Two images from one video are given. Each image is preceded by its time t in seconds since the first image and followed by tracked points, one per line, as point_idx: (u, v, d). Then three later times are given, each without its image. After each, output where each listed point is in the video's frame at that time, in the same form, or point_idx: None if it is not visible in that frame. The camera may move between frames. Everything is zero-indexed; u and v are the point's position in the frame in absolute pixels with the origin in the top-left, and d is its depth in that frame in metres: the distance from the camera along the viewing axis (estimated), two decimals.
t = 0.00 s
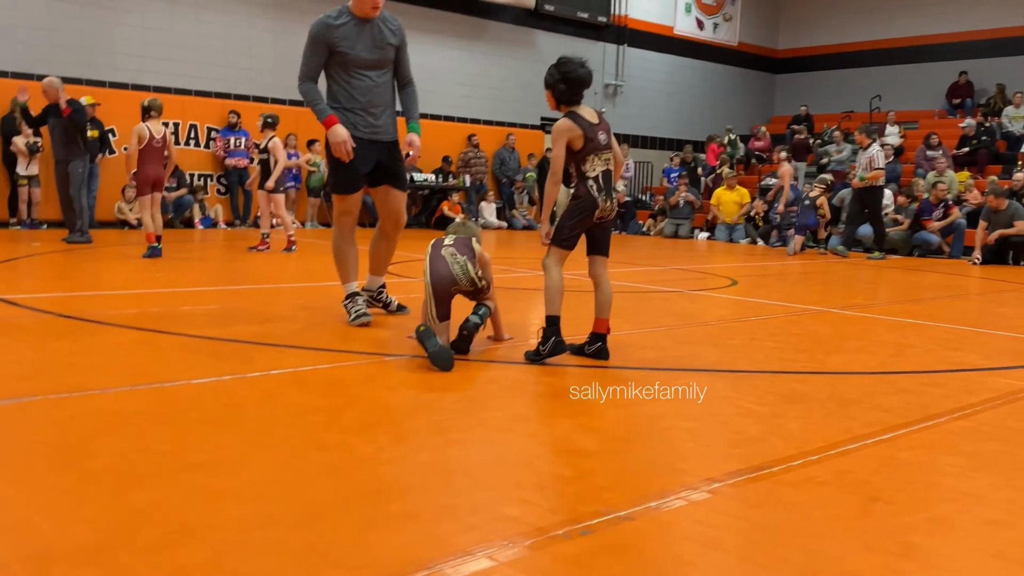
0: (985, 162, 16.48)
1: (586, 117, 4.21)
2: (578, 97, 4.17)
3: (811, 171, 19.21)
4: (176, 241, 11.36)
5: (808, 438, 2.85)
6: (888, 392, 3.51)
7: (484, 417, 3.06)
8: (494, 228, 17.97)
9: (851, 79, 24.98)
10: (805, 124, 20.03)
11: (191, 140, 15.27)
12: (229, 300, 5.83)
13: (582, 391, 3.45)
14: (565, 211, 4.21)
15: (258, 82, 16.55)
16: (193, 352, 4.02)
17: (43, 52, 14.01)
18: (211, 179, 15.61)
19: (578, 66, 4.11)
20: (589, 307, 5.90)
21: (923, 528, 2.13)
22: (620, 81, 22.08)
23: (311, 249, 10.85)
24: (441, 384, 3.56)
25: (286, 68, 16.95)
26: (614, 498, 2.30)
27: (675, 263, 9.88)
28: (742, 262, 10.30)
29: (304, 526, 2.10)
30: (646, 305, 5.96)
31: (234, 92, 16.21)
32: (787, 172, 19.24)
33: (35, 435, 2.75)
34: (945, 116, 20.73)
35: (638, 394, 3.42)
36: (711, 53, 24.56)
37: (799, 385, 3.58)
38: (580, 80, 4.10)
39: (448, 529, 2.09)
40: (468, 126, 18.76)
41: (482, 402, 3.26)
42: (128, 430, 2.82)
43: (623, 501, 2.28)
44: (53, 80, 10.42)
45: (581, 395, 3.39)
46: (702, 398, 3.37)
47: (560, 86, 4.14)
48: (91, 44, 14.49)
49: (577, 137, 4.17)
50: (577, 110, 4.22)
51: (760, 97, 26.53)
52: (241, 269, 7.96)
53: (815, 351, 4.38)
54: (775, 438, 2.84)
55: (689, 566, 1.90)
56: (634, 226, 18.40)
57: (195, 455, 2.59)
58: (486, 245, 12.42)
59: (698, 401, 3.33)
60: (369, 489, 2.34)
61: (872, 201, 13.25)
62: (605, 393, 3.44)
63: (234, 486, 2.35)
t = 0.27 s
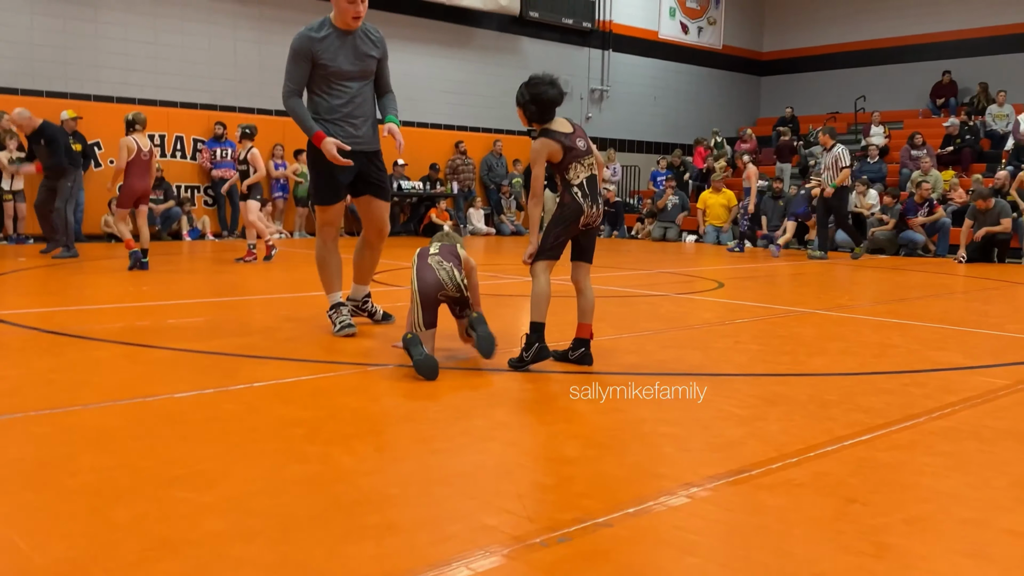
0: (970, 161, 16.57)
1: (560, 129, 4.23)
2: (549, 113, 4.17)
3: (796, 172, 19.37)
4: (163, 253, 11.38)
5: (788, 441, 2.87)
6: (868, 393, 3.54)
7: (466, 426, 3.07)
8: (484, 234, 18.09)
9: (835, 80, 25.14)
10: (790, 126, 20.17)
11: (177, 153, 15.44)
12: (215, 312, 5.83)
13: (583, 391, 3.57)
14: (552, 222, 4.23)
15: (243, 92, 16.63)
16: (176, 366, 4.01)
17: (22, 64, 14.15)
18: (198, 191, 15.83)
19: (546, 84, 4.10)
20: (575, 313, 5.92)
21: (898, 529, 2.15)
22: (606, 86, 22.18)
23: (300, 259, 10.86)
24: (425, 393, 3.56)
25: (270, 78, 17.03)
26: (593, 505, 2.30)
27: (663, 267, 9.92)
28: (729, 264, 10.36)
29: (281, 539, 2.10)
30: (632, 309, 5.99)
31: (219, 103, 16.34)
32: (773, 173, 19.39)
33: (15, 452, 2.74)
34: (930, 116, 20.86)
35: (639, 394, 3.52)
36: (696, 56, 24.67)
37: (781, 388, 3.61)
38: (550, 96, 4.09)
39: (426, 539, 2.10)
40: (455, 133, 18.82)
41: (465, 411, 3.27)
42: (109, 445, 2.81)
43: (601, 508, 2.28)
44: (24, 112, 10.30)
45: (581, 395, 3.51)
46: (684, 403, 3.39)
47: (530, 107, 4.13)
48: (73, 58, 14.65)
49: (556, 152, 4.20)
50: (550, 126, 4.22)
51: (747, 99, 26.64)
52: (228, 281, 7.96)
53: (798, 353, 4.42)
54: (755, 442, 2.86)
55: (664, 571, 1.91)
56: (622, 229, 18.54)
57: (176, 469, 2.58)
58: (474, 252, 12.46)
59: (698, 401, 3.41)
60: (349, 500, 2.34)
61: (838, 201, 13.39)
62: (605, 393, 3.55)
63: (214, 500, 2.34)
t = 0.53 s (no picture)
0: (957, 159, 16.69)
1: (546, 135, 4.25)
2: (533, 120, 4.20)
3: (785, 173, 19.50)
4: (154, 264, 11.40)
5: (770, 438, 2.90)
6: (852, 390, 3.57)
7: (449, 429, 3.09)
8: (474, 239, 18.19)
9: (822, 81, 25.29)
10: (778, 127, 20.31)
11: (166, 163, 15.53)
12: (203, 320, 5.83)
13: (583, 391, 3.62)
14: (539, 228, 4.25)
15: (231, 101, 16.66)
16: (162, 375, 4.01)
17: (12, 78, 14.18)
18: (188, 201, 15.88)
19: (529, 91, 4.12)
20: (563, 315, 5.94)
21: (875, 523, 2.17)
22: (594, 89, 22.28)
23: (291, 267, 10.88)
24: (411, 399, 3.57)
25: (259, 87, 17.05)
26: (575, 506, 2.31)
27: (652, 269, 9.98)
28: (717, 265, 10.42)
29: (263, 544, 2.11)
30: (619, 312, 6.02)
31: (208, 112, 16.36)
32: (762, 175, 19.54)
33: None
34: (917, 115, 21.01)
35: (637, 394, 3.57)
36: (683, 59, 24.77)
37: (765, 386, 3.64)
38: (534, 103, 4.12)
39: (406, 541, 2.11)
40: (444, 139, 18.89)
41: (450, 414, 3.28)
42: (93, 454, 2.81)
43: (582, 508, 2.30)
44: None
45: (582, 394, 3.55)
46: (668, 404, 3.41)
47: (515, 115, 4.16)
48: (60, 70, 14.67)
49: (543, 159, 4.22)
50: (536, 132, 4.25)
51: (735, 101, 26.77)
52: (218, 290, 7.97)
53: (783, 352, 4.45)
54: (736, 441, 2.88)
55: (642, 568, 1.93)
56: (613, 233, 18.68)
57: (160, 477, 2.58)
58: (464, 257, 12.52)
59: (698, 401, 3.44)
60: (332, 505, 2.35)
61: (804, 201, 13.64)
62: (606, 393, 3.60)
63: (197, 507, 2.34)
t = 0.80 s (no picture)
0: (949, 157, 16.73)
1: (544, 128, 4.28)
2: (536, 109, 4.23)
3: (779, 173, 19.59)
4: (150, 272, 11.42)
5: (761, 437, 2.91)
6: (844, 388, 3.59)
7: (442, 432, 3.09)
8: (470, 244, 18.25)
9: (814, 80, 25.38)
10: (772, 127, 20.37)
11: (160, 171, 15.56)
12: (197, 328, 5.83)
13: (584, 392, 3.66)
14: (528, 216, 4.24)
15: (225, 109, 16.68)
16: (156, 383, 4.01)
17: (4, 89, 14.19)
18: (182, 209, 15.91)
19: (538, 80, 4.16)
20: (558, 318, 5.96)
21: (865, 520, 2.18)
22: (587, 92, 22.34)
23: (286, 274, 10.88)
24: (406, 403, 3.58)
25: (252, 94, 17.07)
26: (566, 507, 2.33)
27: (647, 271, 10.00)
28: (711, 266, 10.45)
29: (255, 549, 2.11)
30: (613, 314, 6.04)
31: (201, 120, 16.37)
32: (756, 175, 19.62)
33: None
34: (909, 113, 21.07)
35: (637, 394, 3.59)
36: (676, 60, 24.85)
37: (758, 386, 3.66)
38: (540, 92, 4.15)
39: (397, 545, 2.11)
40: (438, 144, 18.95)
41: (443, 418, 3.29)
42: (86, 463, 2.81)
43: (574, 509, 2.30)
44: None
45: (583, 395, 3.59)
46: (661, 404, 3.42)
47: (518, 98, 4.17)
48: (53, 80, 14.68)
49: (537, 147, 4.22)
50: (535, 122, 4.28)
51: (728, 101, 26.84)
52: (214, 297, 7.97)
53: (776, 351, 4.47)
54: (728, 440, 2.90)
55: (631, 568, 1.94)
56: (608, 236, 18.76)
57: (153, 485, 2.59)
58: (459, 262, 12.56)
59: (699, 401, 3.45)
60: (324, 510, 2.35)
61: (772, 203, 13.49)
62: (606, 393, 3.64)
63: (189, 514, 2.35)
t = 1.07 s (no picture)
0: (944, 153, 16.75)
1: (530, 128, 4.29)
2: (523, 107, 4.24)
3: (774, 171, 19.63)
4: (145, 276, 11.41)
5: (756, 435, 2.91)
6: (839, 385, 3.59)
7: (437, 434, 3.09)
8: (466, 245, 18.29)
9: (809, 77, 25.41)
10: (766, 125, 20.43)
11: (155, 175, 15.57)
12: (193, 332, 5.83)
13: (584, 391, 3.67)
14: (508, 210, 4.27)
15: (220, 112, 16.68)
16: (152, 387, 4.01)
17: None
18: (178, 213, 15.92)
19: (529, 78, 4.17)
20: (554, 318, 5.96)
21: (860, 517, 2.18)
22: (582, 92, 22.37)
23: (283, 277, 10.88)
24: (401, 405, 3.58)
25: (247, 96, 17.06)
26: (560, 507, 2.32)
27: (643, 269, 10.01)
28: (707, 264, 10.46)
29: (248, 553, 2.10)
30: (609, 313, 6.04)
31: (196, 124, 16.37)
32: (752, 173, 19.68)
33: None
34: (903, 109, 21.10)
35: (638, 394, 3.59)
36: (671, 59, 24.86)
37: (753, 383, 3.66)
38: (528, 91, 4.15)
39: (391, 548, 2.11)
40: (434, 145, 18.98)
41: (439, 420, 3.28)
42: (80, 469, 2.81)
43: (568, 509, 2.30)
44: None
45: (583, 395, 3.60)
46: (656, 404, 3.42)
47: (505, 94, 4.18)
48: (47, 84, 14.68)
49: (518, 146, 4.25)
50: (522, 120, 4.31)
51: (723, 100, 26.85)
52: (210, 300, 7.97)
53: (772, 349, 4.47)
54: (723, 438, 2.90)
55: (625, 567, 1.93)
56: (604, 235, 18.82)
57: (147, 490, 2.58)
58: (455, 262, 12.57)
59: (698, 401, 3.43)
60: (319, 514, 2.35)
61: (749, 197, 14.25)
62: (606, 393, 3.64)
63: (183, 519, 2.34)
